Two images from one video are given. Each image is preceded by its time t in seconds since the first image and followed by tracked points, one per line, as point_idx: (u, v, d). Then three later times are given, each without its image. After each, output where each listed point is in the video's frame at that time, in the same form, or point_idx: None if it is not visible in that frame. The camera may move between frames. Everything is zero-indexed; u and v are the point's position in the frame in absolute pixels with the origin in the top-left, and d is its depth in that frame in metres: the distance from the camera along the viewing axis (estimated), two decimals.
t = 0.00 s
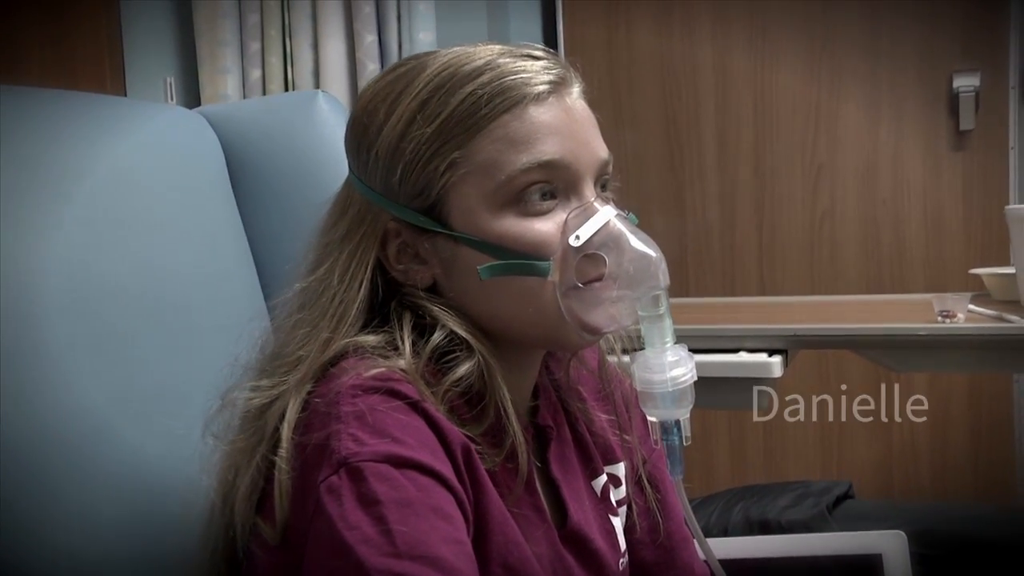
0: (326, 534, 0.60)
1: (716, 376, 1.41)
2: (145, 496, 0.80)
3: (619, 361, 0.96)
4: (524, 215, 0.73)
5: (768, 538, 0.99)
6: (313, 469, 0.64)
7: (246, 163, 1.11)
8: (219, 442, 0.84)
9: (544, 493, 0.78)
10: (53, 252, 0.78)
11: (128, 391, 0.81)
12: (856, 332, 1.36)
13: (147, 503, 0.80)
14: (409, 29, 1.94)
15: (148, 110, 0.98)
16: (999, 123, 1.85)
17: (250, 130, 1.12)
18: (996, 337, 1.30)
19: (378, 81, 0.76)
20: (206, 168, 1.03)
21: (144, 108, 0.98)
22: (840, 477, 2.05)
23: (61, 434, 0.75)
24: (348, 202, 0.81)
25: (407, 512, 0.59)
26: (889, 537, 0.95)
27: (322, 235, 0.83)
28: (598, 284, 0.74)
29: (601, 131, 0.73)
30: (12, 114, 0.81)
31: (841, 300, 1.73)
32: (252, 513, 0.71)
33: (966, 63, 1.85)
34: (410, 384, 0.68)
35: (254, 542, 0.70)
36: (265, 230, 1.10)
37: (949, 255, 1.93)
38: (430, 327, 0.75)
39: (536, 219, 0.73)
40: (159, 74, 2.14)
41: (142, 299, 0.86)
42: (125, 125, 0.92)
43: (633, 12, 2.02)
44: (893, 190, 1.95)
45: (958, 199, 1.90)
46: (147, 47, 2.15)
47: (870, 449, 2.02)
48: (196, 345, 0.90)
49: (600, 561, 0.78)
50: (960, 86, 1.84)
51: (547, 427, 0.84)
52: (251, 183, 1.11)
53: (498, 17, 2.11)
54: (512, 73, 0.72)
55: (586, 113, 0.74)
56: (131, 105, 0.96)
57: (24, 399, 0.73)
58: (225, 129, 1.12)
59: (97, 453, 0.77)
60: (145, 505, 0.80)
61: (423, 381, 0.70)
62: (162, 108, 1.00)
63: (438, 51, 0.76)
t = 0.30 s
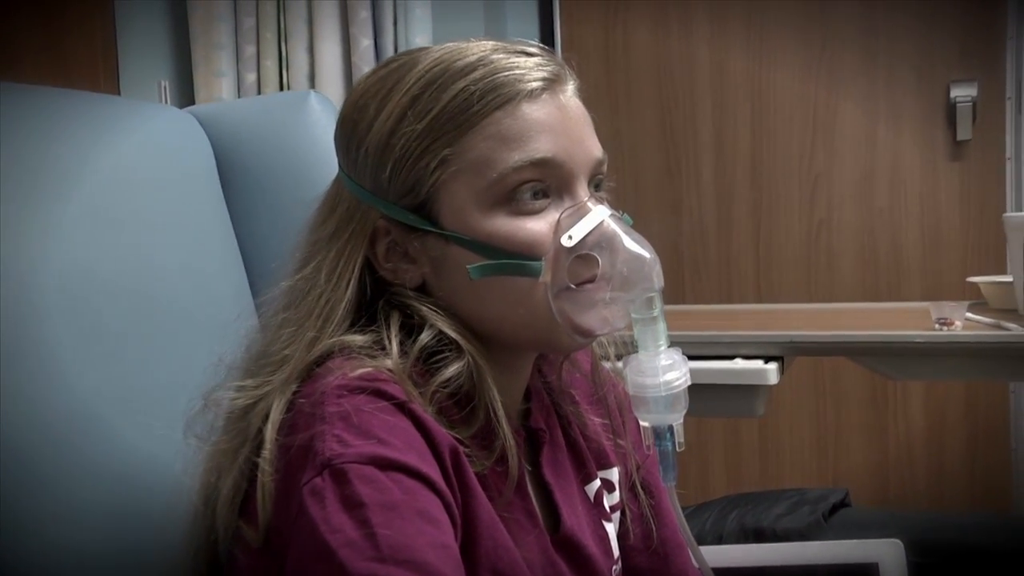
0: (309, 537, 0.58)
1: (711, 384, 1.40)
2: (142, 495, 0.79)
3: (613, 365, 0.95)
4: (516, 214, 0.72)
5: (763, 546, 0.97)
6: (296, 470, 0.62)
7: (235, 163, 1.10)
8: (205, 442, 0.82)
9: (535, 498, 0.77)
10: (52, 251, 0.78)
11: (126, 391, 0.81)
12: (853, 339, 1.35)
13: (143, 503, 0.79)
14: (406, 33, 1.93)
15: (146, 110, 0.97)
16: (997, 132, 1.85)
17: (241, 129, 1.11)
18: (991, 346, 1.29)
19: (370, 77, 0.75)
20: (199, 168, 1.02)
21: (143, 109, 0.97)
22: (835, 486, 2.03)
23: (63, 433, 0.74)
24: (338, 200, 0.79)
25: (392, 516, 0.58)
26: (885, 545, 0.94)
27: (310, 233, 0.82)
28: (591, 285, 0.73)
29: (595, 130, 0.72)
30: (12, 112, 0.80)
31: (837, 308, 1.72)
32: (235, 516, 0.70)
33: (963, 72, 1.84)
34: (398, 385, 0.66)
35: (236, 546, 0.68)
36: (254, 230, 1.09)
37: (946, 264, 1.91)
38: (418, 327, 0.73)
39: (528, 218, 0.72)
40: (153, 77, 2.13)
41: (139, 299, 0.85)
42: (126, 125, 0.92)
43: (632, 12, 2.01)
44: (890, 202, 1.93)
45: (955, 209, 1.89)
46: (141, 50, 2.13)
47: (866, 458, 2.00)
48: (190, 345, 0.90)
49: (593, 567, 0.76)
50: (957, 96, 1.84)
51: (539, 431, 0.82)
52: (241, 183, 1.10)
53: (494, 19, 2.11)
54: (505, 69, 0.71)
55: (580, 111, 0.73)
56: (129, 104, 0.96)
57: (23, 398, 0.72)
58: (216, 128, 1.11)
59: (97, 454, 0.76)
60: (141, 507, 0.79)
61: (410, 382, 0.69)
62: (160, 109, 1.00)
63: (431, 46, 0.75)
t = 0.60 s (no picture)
0: (292, 543, 0.56)
1: (707, 389, 1.38)
2: (140, 493, 0.79)
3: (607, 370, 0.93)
4: (508, 211, 0.70)
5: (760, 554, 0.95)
6: (280, 473, 0.60)
7: (223, 161, 1.08)
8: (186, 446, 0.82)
9: (529, 503, 0.75)
10: (52, 251, 0.77)
11: (124, 391, 0.80)
12: (851, 345, 1.33)
13: (140, 502, 0.79)
14: (401, 36, 1.92)
15: (147, 110, 0.97)
16: (992, 141, 1.84)
17: (230, 127, 1.09)
18: (989, 351, 1.27)
19: (359, 71, 0.73)
20: (192, 167, 1.02)
21: (145, 108, 0.98)
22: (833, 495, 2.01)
23: (64, 432, 0.74)
24: (326, 198, 0.78)
25: (378, 521, 0.55)
26: (886, 554, 0.92)
27: (298, 231, 0.80)
28: (586, 285, 0.71)
29: (588, 126, 0.70)
30: (16, 111, 0.80)
31: (833, 314, 1.71)
32: (219, 521, 0.68)
33: (959, 79, 1.83)
34: (384, 386, 0.65)
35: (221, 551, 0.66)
36: (243, 230, 1.07)
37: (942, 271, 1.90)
38: (406, 327, 0.71)
39: (520, 216, 0.70)
40: (146, 80, 2.11)
41: (137, 298, 0.85)
42: (128, 125, 0.92)
43: (628, 16, 2.00)
44: (887, 209, 1.92)
45: (952, 216, 1.87)
46: (134, 53, 2.11)
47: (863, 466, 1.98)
48: (188, 345, 0.90)
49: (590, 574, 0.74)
50: (952, 103, 1.83)
51: (533, 434, 0.80)
52: (232, 182, 1.08)
53: (491, 20, 2.10)
54: (498, 64, 0.69)
55: (574, 106, 0.71)
56: (128, 104, 0.95)
57: (23, 396, 0.72)
58: (204, 127, 1.09)
59: (98, 453, 0.76)
60: (138, 505, 0.78)
61: (397, 384, 0.67)
62: (161, 110, 1.00)
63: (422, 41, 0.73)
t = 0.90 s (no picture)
0: (283, 551, 0.54)
1: (707, 396, 1.36)
2: (136, 489, 0.79)
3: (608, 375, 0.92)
4: (506, 211, 0.68)
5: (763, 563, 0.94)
6: (270, 479, 0.58)
7: (214, 163, 1.07)
8: (174, 450, 0.79)
9: (528, 510, 0.73)
10: (53, 253, 0.77)
11: (124, 391, 0.80)
12: (853, 352, 1.31)
13: (133, 498, 0.78)
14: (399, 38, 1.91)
15: (146, 111, 0.96)
16: (993, 148, 1.82)
17: (225, 128, 1.07)
18: (991, 358, 1.25)
19: (354, 68, 0.71)
20: (188, 168, 1.01)
21: (143, 109, 0.96)
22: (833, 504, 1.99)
23: (65, 432, 0.74)
24: (320, 197, 0.76)
25: (370, 528, 0.54)
26: (890, 565, 0.90)
27: (291, 232, 0.78)
28: (587, 288, 0.70)
29: (588, 124, 0.69)
30: (16, 113, 0.78)
31: (834, 320, 1.69)
32: (208, 528, 0.66)
33: (960, 85, 1.82)
34: (378, 389, 0.63)
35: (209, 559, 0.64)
36: (237, 232, 1.05)
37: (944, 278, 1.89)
38: (401, 330, 0.70)
39: (518, 216, 0.68)
40: (143, 82, 2.10)
41: (133, 299, 0.84)
42: (127, 127, 0.91)
43: (629, 18, 1.99)
44: (887, 215, 1.91)
45: (953, 223, 1.86)
46: (131, 56, 2.10)
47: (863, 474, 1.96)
48: (188, 344, 0.90)
49: None
50: (953, 109, 1.82)
51: (533, 439, 0.79)
52: (223, 184, 1.07)
53: (488, 22, 2.08)
54: (497, 60, 0.68)
55: (573, 104, 0.70)
56: (128, 105, 0.94)
57: (22, 398, 0.71)
58: (199, 127, 1.08)
59: (97, 454, 0.76)
60: (131, 501, 0.78)
61: (392, 388, 0.65)
62: (159, 112, 0.98)
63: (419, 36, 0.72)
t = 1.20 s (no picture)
0: (276, 562, 0.52)
1: (711, 402, 1.34)
2: (137, 488, 0.77)
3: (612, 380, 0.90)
4: (508, 211, 0.66)
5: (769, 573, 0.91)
6: (263, 487, 0.56)
7: (210, 161, 1.05)
8: (165, 456, 0.77)
9: (528, 519, 0.71)
10: (52, 259, 0.75)
11: (123, 392, 0.78)
12: (859, 358, 1.29)
13: (131, 498, 0.76)
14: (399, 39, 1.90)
15: (146, 111, 0.94)
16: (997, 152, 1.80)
17: (222, 127, 1.06)
18: (1000, 364, 1.23)
19: (352, 65, 0.70)
20: (186, 168, 0.99)
21: (143, 109, 0.94)
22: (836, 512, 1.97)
23: (65, 432, 0.72)
24: (317, 197, 0.75)
25: (366, 538, 0.52)
26: None
27: (287, 232, 0.77)
28: (591, 291, 0.68)
29: (592, 122, 0.67)
30: (16, 116, 0.77)
31: (837, 326, 1.67)
32: (200, 536, 0.64)
33: (963, 91, 1.80)
34: (375, 394, 0.61)
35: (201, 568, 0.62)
36: (234, 232, 1.03)
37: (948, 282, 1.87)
38: (399, 333, 0.68)
39: (520, 217, 0.66)
40: (142, 84, 2.08)
41: (133, 298, 0.82)
42: (126, 126, 0.89)
43: (631, 18, 1.97)
44: (890, 220, 1.89)
45: (958, 228, 1.84)
46: (130, 57, 2.09)
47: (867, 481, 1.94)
48: (190, 342, 0.88)
49: None
50: (957, 114, 1.79)
51: (534, 446, 0.77)
52: (219, 182, 1.05)
53: (489, 19, 2.08)
54: (498, 56, 0.66)
55: (577, 101, 0.68)
56: (128, 105, 0.92)
57: (23, 398, 0.70)
58: (196, 126, 1.06)
59: (97, 453, 0.74)
60: (129, 502, 0.76)
61: (389, 392, 0.63)
62: (159, 113, 0.97)
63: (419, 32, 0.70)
